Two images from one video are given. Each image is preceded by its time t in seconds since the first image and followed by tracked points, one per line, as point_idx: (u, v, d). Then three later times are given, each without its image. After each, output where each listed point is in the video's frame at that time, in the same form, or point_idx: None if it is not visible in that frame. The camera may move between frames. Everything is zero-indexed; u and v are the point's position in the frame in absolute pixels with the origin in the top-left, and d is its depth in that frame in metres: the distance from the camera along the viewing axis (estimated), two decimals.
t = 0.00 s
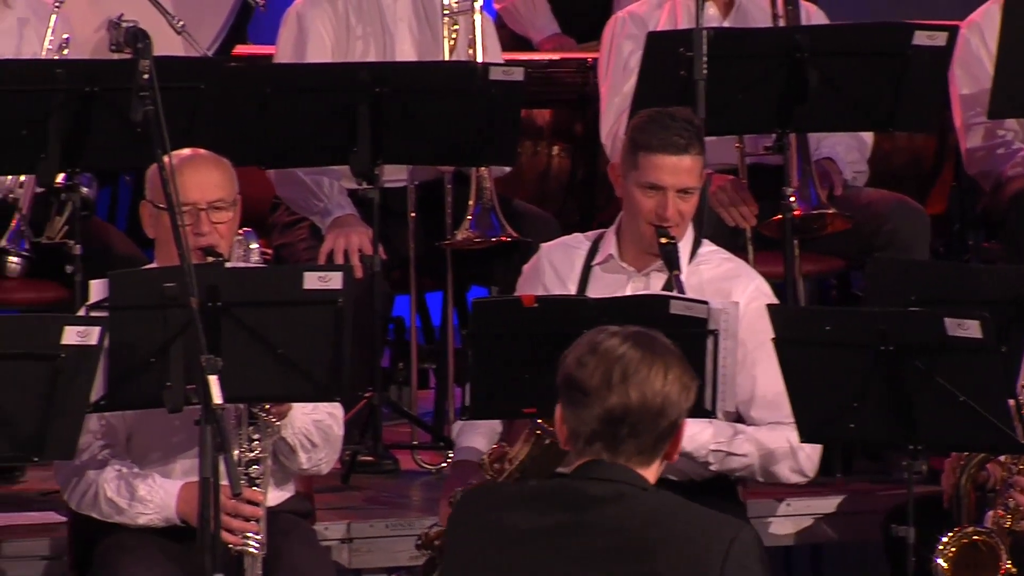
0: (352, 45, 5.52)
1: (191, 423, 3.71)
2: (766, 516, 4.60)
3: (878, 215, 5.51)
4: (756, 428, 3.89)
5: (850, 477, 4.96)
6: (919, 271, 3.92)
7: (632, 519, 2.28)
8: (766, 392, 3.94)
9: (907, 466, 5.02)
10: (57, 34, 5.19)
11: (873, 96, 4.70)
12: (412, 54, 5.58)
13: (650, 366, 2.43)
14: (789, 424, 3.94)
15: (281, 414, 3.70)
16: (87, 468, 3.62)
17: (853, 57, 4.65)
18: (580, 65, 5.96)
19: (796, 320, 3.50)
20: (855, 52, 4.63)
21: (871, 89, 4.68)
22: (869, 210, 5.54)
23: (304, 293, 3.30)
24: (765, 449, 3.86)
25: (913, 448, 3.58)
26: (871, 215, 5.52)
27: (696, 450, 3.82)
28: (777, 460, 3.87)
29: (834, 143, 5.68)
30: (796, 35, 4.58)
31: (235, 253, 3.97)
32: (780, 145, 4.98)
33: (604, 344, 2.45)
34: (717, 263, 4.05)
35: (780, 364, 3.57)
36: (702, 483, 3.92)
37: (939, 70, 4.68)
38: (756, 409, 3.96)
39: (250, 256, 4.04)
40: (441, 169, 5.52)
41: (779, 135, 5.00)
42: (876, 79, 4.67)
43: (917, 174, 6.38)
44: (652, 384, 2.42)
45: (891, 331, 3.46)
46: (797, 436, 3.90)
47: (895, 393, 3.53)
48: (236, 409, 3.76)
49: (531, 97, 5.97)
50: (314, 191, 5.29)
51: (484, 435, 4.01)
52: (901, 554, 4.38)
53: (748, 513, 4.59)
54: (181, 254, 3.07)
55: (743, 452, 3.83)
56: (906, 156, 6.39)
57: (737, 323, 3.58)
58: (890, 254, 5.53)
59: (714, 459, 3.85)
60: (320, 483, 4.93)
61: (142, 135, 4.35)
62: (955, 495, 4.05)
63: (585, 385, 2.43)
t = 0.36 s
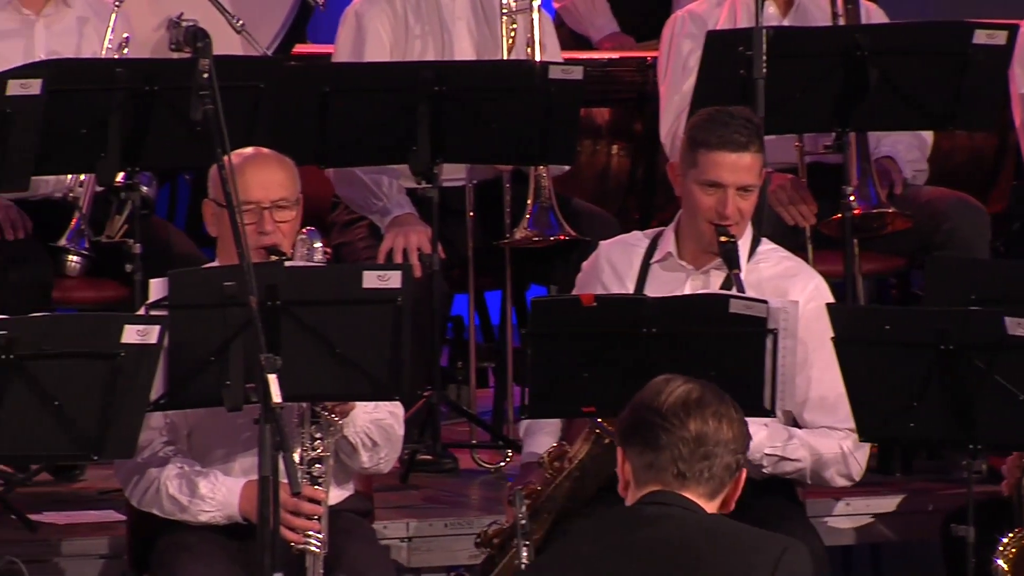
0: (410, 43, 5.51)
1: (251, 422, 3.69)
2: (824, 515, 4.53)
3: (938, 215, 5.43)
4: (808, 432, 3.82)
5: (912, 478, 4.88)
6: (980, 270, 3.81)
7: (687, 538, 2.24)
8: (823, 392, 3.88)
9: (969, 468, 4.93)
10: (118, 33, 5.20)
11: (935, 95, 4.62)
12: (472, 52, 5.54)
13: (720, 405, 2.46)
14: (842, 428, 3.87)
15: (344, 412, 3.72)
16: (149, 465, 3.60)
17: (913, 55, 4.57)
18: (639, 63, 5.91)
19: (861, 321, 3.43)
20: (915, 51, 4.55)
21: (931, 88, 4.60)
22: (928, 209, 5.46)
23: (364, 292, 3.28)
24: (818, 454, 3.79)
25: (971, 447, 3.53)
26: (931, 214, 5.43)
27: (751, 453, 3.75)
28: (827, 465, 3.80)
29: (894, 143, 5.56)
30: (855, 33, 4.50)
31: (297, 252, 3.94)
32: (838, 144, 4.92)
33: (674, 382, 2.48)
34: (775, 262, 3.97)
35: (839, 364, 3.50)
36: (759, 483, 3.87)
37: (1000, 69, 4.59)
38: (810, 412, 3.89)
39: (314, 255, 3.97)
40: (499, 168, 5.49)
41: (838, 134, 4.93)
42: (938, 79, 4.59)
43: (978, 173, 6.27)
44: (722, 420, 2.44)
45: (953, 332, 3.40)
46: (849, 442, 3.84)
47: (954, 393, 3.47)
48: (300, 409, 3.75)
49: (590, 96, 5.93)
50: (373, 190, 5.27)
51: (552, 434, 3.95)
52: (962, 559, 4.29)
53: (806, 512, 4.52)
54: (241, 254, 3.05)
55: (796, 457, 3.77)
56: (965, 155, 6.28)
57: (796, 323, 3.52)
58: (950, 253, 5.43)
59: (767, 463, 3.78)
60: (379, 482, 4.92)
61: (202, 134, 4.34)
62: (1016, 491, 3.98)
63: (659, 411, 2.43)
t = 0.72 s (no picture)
0: (448, 43, 5.49)
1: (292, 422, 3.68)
2: (863, 515, 4.49)
3: (977, 214, 5.37)
4: (847, 431, 3.78)
5: (954, 478, 4.82)
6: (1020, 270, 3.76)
7: (713, 527, 2.20)
8: (863, 393, 3.84)
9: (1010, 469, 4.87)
10: (157, 34, 5.22)
11: (977, 94, 4.56)
12: (510, 52, 5.52)
13: (746, 382, 2.40)
14: (881, 429, 3.83)
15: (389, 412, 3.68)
16: (191, 463, 3.58)
17: (955, 55, 4.51)
18: (677, 63, 5.87)
19: (904, 321, 3.39)
20: (957, 50, 4.49)
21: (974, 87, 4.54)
22: (968, 209, 5.40)
23: (403, 292, 3.28)
24: (858, 454, 3.75)
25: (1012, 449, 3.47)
26: (970, 213, 5.38)
27: (793, 452, 3.70)
28: (868, 465, 3.76)
29: (933, 143, 5.54)
30: (894, 33, 4.45)
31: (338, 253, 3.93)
32: (878, 143, 4.87)
33: (698, 362, 2.43)
34: (815, 262, 3.94)
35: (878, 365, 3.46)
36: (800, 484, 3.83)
37: None
38: (848, 412, 3.84)
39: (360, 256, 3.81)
40: (538, 168, 5.47)
41: (877, 133, 4.88)
42: (980, 77, 4.54)
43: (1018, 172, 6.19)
44: (748, 398, 2.38)
45: (993, 330, 3.36)
46: (888, 441, 3.80)
47: (996, 394, 3.43)
48: (343, 408, 3.71)
49: (627, 96, 5.89)
50: (412, 189, 5.26)
51: (591, 435, 3.92)
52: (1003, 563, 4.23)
53: (845, 511, 4.47)
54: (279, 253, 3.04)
55: (837, 456, 3.72)
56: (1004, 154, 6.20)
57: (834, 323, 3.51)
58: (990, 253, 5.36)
59: (808, 461, 3.73)
60: (418, 482, 4.90)
61: (240, 133, 4.34)
62: None
63: (683, 392, 2.38)
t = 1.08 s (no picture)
0: (487, 43, 5.47)
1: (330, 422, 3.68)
2: (901, 515, 4.44)
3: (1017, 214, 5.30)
4: (882, 432, 3.74)
5: (993, 478, 4.77)
6: None
7: (755, 524, 2.13)
8: (899, 393, 3.79)
9: None
10: (195, 33, 5.22)
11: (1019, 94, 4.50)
12: (548, 52, 5.50)
13: (781, 359, 2.38)
14: (917, 429, 3.79)
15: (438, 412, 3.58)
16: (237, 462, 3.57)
17: (996, 55, 4.45)
18: (715, 62, 5.84)
19: (944, 321, 3.35)
20: (998, 50, 4.44)
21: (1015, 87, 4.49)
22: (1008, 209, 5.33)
23: (441, 291, 3.26)
24: (892, 455, 3.71)
25: None
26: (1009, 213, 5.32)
27: (825, 454, 3.67)
28: (903, 465, 3.72)
29: (971, 143, 5.48)
30: (932, 33, 4.40)
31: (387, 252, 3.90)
32: (916, 143, 4.82)
33: (731, 340, 2.41)
34: (853, 262, 3.90)
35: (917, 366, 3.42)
36: (838, 482, 3.80)
37: None
38: (884, 413, 3.80)
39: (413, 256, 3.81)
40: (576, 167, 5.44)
41: (915, 132, 4.83)
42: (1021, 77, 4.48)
43: None
44: (784, 375, 2.36)
45: None
46: (924, 442, 3.75)
47: None
48: (392, 407, 3.63)
49: (665, 96, 5.86)
50: (449, 189, 5.24)
51: (629, 432, 3.91)
52: None
53: (883, 511, 4.43)
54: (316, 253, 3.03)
55: (871, 459, 3.68)
56: None
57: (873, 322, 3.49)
58: None
59: (841, 463, 3.69)
60: (455, 481, 4.89)
61: (277, 133, 4.35)
62: None
63: (717, 370, 2.36)
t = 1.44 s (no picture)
0: (533, 43, 5.45)
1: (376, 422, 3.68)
2: (947, 515, 4.38)
3: None
4: (927, 433, 3.69)
5: None
6: None
7: (799, 535, 2.17)
8: (944, 393, 3.74)
9: None
10: (239, 33, 5.23)
11: None
12: (594, 52, 5.48)
13: (809, 369, 2.38)
14: (961, 431, 3.74)
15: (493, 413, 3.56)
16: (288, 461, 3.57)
17: None
18: (761, 62, 5.82)
19: (990, 321, 3.31)
20: None
21: None
22: None
23: (486, 290, 3.25)
24: (938, 456, 3.67)
25: None
26: None
27: (872, 454, 3.60)
28: (947, 468, 3.69)
29: (1018, 142, 5.40)
30: (978, 32, 4.34)
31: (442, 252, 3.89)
32: (961, 143, 4.75)
33: (759, 351, 2.40)
34: (899, 262, 3.85)
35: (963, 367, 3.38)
36: (884, 483, 3.76)
37: None
38: (929, 414, 3.75)
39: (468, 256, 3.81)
40: (621, 167, 5.41)
41: (960, 132, 4.77)
42: None
43: None
44: (813, 385, 2.36)
45: None
46: (968, 444, 3.71)
47: None
48: (446, 406, 3.60)
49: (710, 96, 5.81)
50: (494, 189, 5.22)
51: (673, 434, 3.88)
52: None
53: (929, 511, 4.37)
54: (359, 252, 3.03)
55: (917, 460, 3.63)
56: None
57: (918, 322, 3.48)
58: None
59: (886, 464, 3.63)
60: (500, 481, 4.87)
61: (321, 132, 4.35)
62: None
63: (747, 382, 2.35)
